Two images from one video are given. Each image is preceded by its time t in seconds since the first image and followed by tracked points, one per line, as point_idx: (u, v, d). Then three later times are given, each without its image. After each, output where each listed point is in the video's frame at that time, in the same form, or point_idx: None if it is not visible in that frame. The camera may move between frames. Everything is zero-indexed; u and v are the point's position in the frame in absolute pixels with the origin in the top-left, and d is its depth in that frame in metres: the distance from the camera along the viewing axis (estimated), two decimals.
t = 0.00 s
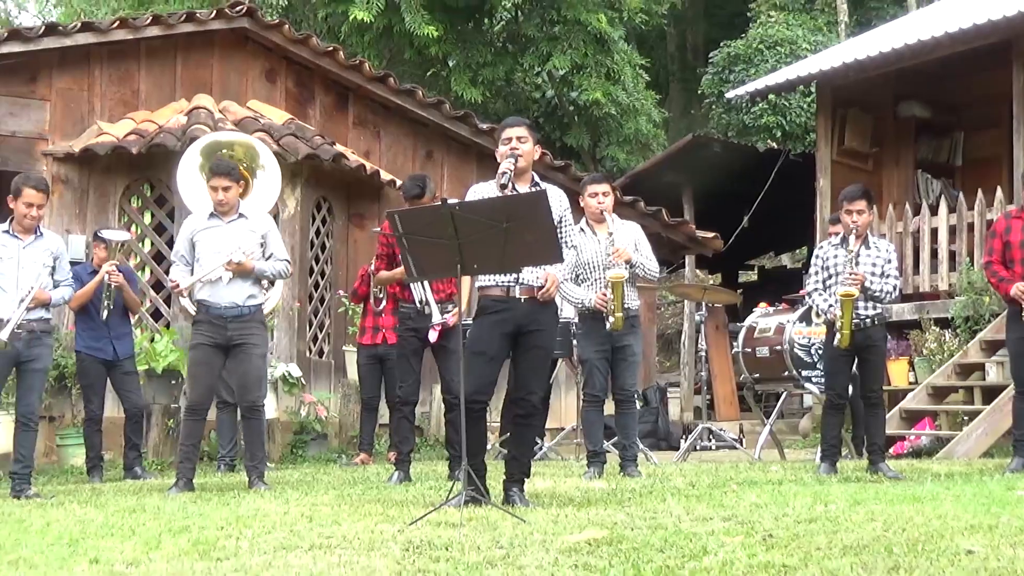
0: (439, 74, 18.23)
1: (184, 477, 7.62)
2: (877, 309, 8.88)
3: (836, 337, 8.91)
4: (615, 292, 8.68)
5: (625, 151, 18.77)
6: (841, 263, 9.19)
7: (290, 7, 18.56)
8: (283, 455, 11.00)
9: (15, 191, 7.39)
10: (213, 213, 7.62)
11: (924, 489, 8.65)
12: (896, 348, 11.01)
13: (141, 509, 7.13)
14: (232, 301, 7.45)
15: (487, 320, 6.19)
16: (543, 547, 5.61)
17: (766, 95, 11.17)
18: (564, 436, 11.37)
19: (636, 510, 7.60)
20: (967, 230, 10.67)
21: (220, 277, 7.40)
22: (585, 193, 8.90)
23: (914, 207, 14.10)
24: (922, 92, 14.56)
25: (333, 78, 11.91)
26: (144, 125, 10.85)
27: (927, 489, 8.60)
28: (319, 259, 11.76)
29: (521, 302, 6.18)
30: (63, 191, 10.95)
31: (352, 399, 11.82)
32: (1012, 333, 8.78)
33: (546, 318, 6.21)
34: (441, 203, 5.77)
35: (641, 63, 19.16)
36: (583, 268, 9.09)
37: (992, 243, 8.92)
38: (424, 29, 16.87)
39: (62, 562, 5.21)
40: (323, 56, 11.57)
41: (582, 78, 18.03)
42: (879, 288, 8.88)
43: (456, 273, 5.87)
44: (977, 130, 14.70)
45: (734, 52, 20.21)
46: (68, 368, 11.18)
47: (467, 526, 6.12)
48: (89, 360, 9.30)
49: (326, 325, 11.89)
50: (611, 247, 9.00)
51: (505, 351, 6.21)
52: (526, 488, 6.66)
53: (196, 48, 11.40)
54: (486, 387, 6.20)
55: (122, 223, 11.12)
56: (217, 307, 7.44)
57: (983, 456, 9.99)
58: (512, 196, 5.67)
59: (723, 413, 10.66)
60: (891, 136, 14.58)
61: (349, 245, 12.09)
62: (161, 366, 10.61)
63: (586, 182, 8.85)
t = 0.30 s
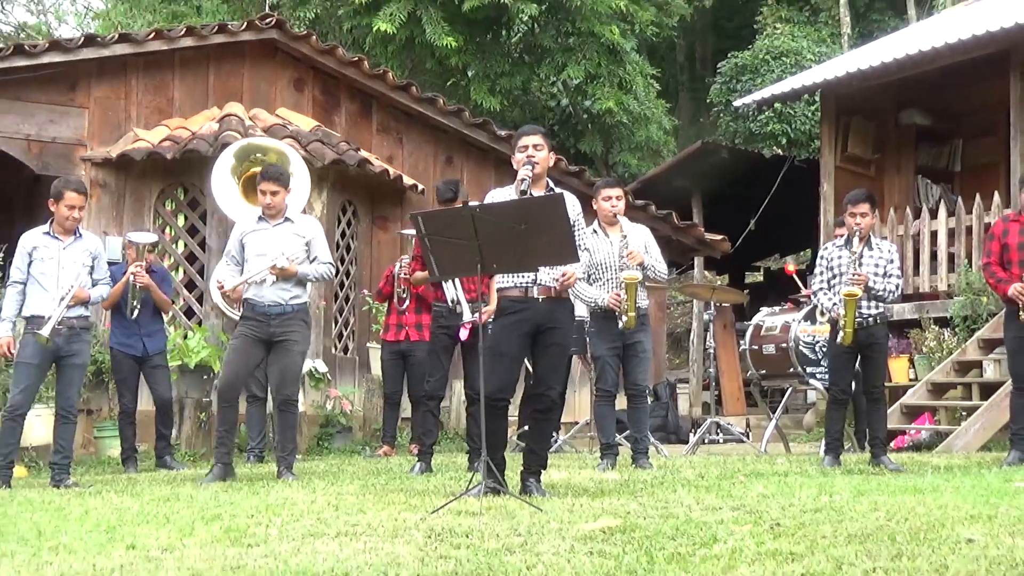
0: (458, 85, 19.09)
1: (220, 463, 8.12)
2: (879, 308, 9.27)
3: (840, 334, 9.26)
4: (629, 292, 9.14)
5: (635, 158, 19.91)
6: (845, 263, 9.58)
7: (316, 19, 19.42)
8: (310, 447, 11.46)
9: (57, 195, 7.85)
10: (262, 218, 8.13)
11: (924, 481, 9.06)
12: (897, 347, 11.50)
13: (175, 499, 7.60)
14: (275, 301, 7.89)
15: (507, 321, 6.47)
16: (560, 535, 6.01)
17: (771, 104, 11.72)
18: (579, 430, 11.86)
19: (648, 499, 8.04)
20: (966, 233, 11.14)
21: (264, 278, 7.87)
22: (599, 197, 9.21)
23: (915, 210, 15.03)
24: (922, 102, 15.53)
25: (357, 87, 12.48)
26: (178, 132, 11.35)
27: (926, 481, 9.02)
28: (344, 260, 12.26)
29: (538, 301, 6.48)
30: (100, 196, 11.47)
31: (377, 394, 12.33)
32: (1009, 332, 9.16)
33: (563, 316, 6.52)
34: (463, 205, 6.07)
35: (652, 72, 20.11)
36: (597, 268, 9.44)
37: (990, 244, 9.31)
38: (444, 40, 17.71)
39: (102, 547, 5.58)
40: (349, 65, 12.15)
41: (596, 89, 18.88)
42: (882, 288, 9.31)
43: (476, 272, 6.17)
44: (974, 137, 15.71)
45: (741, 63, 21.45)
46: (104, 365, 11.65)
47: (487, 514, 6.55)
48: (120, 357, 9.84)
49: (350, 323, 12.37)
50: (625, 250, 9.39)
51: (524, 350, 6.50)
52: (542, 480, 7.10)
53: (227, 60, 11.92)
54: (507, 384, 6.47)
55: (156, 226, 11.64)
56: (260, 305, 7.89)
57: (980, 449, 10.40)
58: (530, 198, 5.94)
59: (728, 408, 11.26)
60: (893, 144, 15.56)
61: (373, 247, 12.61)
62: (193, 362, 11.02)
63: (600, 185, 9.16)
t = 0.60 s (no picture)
0: (474, 92, 19.73)
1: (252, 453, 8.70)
2: (878, 306, 9.30)
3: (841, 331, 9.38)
4: (639, 291, 9.39)
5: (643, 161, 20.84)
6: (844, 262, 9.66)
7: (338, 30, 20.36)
8: (331, 438, 11.99)
9: (92, 197, 8.18)
10: (289, 218, 8.50)
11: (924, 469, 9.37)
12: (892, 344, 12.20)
13: (204, 487, 8.12)
14: (301, 298, 8.30)
15: (521, 314, 6.69)
16: (572, 521, 6.09)
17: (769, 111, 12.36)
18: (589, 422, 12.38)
19: (655, 488, 8.03)
20: (962, 235, 11.81)
21: (292, 276, 8.26)
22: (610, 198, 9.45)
23: (910, 211, 15.97)
24: (918, 109, 16.53)
25: (378, 95, 13.15)
26: (206, 137, 11.88)
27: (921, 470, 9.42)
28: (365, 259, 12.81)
29: (550, 298, 6.69)
30: (132, 198, 12.01)
31: (395, 387, 12.82)
32: (1003, 329, 9.16)
33: (572, 313, 6.72)
34: (479, 206, 6.24)
35: (660, 82, 20.97)
36: (606, 266, 9.68)
37: (983, 245, 9.31)
38: (458, 50, 18.46)
39: (134, 532, 5.79)
40: (370, 74, 12.79)
41: (606, 96, 19.66)
42: (881, 285, 9.35)
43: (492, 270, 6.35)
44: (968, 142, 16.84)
45: (744, 73, 22.54)
46: (135, 359, 12.06)
47: (502, 501, 6.78)
48: (152, 351, 10.30)
49: (371, 319, 12.95)
50: (634, 250, 9.67)
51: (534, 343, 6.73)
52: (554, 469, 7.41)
53: (253, 68, 12.61)
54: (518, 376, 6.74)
55: (186, 227, 12.17)
56: (286, 302, 8.29)
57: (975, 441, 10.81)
58: (542, 200, 6.10)
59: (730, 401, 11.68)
60: (890, 149, 16.62)
61: (392, 247, 13.17)
62: (220, 357, 11.55)
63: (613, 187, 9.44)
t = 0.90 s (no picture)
0: (483, 96, 20.03)
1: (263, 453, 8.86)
2: (880, 304, 9.34)
3: (843, 329, 9.41)
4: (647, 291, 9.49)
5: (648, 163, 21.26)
6: (846, 262, 9.71)
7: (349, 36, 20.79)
8: (344, 434, 12.28)
9: (99, 199, 8.46)
10: (292, 218, 8.73)
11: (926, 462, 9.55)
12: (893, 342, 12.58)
13: (219, 481, 8.41)
14: (304, 297, 8.52)
15: (528, 313, 6.78)
16: (581, 514, 6.24)
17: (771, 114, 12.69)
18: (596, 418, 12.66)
19: (662, 482, 8.05)
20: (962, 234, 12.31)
21: (295, 274, 8.48)
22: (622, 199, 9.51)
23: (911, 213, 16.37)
24: (917, 112, 16.98)
25: (389, 99, 13.49)
26: (222, 140, 12.15)
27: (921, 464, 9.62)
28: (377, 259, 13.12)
29: (557, 297, 6.79)
30: (150, 199, 12.29)
31: (407, 383, 13.08)
32: (1002, 326, 9.19)
33: (580, 312, 6.84)
34: (489, 206, 6.30)
35: (665, 85, 21.33)
36: (616, 264, 9.76)
37: (982, 245, 9.34)
38: (469, 54, 18.77)
39: (151, 526, 6.07)
40: (381, 78, 13.13)
41: (612, 100, 20.02)
42: (883, 284, 9.38)
43: (501, 270, 6.37)
44: (968, 144, 17.25)
45: (747, 77, 22.82)
46: (153, 357, 12.29)
47: (511, 494, 6.95)
48: (171, 346, 10.59)
49: (382, 318, 13.27)
50: (644, 250, 9.78)
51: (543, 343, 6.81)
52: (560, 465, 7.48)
53: (267, 72, 12.93)
54: (527, 376, 6.82)
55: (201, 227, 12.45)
56: (290, 301, 8.50)
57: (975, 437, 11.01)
58: (551, 199, 6.17)
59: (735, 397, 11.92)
60: (890, 151, 17.00)
61: (404, 247, 13.48)
62: (236, 354, 11.82)
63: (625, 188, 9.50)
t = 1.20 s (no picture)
0: (489, 95, 20.07)
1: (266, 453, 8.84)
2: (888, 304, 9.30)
3: (850, 330, 9.39)
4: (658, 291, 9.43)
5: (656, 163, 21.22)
6: (853, 262, 9.68)
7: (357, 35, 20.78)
8: (351, 433, 12.28)
9: (88, 195, 8.38)
10: (280, 218, 8.66)
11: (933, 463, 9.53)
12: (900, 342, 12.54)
13: (227, 480, 8.39)
14: (296, 296, 8.49)
15: (535, 310, 6.77)
16: (587, 514, 6.23)
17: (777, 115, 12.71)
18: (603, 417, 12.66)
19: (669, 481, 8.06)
20: (969, 235, 12.29)
21: (288, 274, 8.45)
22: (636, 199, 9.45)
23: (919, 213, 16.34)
24: (924, 111, 16.96)
25: (396, 98, 13.51)
26: (229, 139, 12.16)
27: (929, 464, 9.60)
28: (383, 258, 13.12)
29: (565, 295, 6.78)
30: (157, 198, 12.29)
31: (413, 382, 13.08)
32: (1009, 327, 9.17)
33: (588, 310, 6.82)
34: (497, 205, 6.29)
35: (671, 84, 21.28)
36: (627, 263, 9.72)
37: (990, 244, 9.30)
38: (476, 54, 18.78)
39: (158, 523, 6.08)
40: (388, 77, 13.16)
41: (619, 100, 20.02)
42: (890, 285, 9.35)
43: (510, 268, 6.38)
44: (975, 143, 17.25)
45: (754, 77, 22.79)
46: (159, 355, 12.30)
47: (518, 494, 6.96)
48: (182, 344, 10.60)
49: (389, 317, 13.22)
50: (656, 250, 9.72)
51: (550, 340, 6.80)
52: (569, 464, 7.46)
53: (275, 71, 12.98)
54: (533, 373, 6.83)
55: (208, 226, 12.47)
56: (281, 298, 8.45)
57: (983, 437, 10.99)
58: (559, 197, 6.16)
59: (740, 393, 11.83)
60: (897, 151, 16.91)
61: (411, 246, 13.42)
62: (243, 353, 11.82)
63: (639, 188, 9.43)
